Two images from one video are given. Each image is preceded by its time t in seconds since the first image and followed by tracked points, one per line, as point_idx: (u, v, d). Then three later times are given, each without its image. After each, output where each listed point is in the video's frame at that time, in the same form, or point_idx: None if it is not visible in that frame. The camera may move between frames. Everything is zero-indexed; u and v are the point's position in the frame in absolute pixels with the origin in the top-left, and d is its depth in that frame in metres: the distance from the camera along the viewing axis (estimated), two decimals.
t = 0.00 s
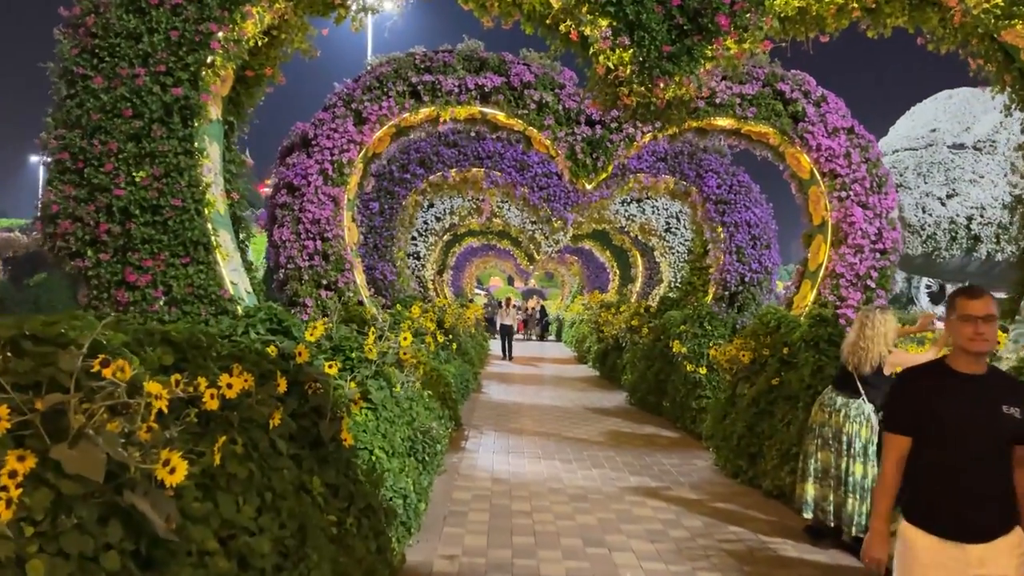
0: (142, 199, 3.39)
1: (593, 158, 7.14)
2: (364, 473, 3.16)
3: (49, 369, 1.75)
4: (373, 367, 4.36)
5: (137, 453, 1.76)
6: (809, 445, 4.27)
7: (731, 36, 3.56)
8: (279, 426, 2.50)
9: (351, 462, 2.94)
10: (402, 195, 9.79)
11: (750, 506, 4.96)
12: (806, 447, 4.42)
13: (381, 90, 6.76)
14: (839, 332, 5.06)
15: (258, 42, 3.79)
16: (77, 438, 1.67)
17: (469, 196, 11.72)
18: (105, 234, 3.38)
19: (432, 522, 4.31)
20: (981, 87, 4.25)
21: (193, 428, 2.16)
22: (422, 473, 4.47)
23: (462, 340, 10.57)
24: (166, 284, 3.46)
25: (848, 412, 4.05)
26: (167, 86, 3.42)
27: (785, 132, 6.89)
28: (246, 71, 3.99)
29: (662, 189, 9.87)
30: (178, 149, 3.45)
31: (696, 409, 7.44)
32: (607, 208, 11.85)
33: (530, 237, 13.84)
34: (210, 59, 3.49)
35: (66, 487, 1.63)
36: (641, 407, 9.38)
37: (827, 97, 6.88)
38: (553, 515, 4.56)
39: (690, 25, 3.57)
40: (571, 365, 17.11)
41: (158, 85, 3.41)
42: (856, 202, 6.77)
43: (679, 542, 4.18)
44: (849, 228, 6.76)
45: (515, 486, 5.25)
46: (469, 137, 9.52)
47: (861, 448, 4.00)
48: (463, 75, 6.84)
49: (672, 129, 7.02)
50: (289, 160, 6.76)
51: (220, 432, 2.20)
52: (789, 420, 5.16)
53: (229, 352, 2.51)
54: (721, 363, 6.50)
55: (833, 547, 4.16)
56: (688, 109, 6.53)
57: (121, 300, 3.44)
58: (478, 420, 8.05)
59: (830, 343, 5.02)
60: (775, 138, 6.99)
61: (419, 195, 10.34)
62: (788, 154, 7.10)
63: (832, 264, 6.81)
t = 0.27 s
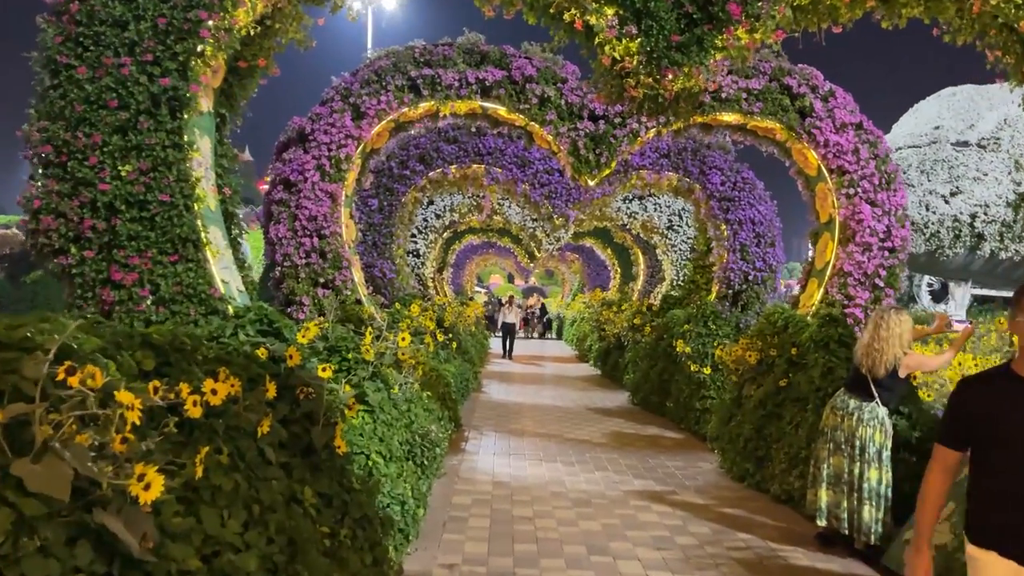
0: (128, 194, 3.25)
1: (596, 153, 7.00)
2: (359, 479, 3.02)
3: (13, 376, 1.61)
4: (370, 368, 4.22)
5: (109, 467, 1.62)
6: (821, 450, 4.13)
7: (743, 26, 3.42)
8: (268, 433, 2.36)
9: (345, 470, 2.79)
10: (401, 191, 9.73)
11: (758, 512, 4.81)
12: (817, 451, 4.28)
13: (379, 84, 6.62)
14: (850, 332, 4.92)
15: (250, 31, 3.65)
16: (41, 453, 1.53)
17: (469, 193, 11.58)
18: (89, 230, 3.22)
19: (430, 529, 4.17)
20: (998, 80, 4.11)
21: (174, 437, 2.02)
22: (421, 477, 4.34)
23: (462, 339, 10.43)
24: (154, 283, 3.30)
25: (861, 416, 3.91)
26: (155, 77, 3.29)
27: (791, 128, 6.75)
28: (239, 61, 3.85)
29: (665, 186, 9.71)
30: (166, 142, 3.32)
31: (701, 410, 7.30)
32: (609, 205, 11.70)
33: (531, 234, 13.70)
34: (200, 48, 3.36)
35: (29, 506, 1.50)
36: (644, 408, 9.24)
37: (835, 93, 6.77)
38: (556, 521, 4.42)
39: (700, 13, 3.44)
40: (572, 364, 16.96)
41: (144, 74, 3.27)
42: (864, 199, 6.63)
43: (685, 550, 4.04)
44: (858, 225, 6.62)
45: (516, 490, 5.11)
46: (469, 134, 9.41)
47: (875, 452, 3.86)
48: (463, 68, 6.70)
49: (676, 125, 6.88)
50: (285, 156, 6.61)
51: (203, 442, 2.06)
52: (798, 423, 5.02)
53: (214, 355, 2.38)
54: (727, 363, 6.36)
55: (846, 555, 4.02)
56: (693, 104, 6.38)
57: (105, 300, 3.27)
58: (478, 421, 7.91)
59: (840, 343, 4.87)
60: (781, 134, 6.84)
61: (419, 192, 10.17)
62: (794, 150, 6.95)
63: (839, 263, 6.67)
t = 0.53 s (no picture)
0: (112, 182, 3.10)
1: (598, 145, 6.86)
2: (353, 479, 2.90)
3: None
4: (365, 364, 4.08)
5: (75, 470, 1.50)
6: (831, 447, 4.00)
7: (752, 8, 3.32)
8: (254, 432, 2.24)
9: (338, 470, 2.67)
10: (400, 184, 9.54)
11: (765, 511, 4.69)
12: (826, 449, 4.15)
13: (376, 74, 6.48)
14: (859, 327, 4.79)
15: (240, 14, 3.51)
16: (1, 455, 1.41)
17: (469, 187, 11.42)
18: (72, 220, 3.08)
19: (428, 529, 4.04)
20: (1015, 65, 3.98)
21: (151, 437, 1.89)
22: (419, 476, 4.21)
23: (461, 334, 10.29)
24: (139, 275, 3.18)
25: (874, 413, 3.78)
26: (140, 60, 3.15)
27: (797, 118, 6.61)
28: (228, 46, 3.70)
29: (667, 179, 9.57)
30: (152, 128, 3.19)
31: (704, 406, 7.17)
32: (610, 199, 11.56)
33: (531, 229, 13.56)
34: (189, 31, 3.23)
35: None
36: (645, 404, 9.12)
37: (842, 83, 6.61)
38: (558, 521, 4.30)
39: None
40: (572, 360, 16.83)
41: (130, 57, 3.13)
42: (872, 191, 6.50)
43: (691, 551, 3.91)
44: (865, 218, 6.48)
45: (517, 489, 4.99)
46: (469, 126, 9.44)
47: (888, 451, 3.73)
48: (462, 58, 6.56)
49: (680, 115, 6.74)
50: (280, 148, 6.46)
51: (184, 441, 1.94)
52: (806, 420, 4.90)
53: (198, 350, 2.25)
54: (731, 359, 6.23)
55: (857, 556, 3.90)
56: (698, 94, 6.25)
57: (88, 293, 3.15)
58: (477, 417, 7.78)
59: (849, 338, 4.74)
60: (786, 125, 6.70)
61: (418, 186, 10.00)
62: (800, 142, 6.81)
63: (846, 257, 6.54)
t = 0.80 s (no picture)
0: (91, 173, 2.95)
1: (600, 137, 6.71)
2: (344, 485, 2.76)
3: None
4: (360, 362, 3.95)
5: (24, 485, 1.36)
6: (844, 449, 3.86)
7: None
8: (234, 437, 2.09)
9: (327, 476, 2.52)
10: (398, 178, 9.39)
11: (773, 513, 4.55)
12: (838, 450, 4.00)
13: (374, 65, 6.34)
14: (870, 323, 4.65)
15: None
16: None
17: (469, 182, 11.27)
18: (48, 212, 2.93)
19: (426, 533, 3.91)
20: None
21: (119, 445, 1.75)
22: (416, 479, 4.06)
23: (461, 331, 10.15)
24: (120, 270, 3.01)
25: (888, 413, 3.64)
26: (121, 45, 3.00)
27: (805, 110, 6.45)
28: (216, 32, 3.55)
29: (671, 173, 9.41)
30: (133, 116, 3.04)
31: (709, 405, 7.04)
32: (612, 194, 11.41)
33: (532, 224, 13.42)
34: (173, 15, 3.09)
35: None
36: (649, 402, 8.98)
37: (851, 72, 6.47)
38: (560, 524, 4.16)
39: None
40: (573, 356, 16.68)
41: (110, 42, 2.98)
42: (881, 184, 6.34)
43: (698, 556, 3.77)
44: (874, 212, 6.33)
45: (517, 490, 4.84)
46: (469, 119, 9.39)
47: (904, 453, 3.59)
48: (461, 48, 6.41)
49: (684, 107, 6.58)
50: (275, 140, 6.31)
51: (154, 449, 1.80)
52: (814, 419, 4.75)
53: (173, 350, 2.10)
54: (737, 356, 6.08)
55: (870, 561, 3.75)
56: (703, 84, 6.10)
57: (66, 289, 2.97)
58: (477, 415, 7.64)
59: (861, 335, 4.59)
60: (793, 116, 6.55)
61: (417, 180, 9.84)
62: (807, 134, 6.66)
63: (855, 251, 6.39)
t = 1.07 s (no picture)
0: (70, 167, 2.81)
1: (604, 132, 6.57)
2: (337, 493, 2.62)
3: None
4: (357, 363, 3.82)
5: None
6: (858, 452, 3.72)
7: None
8: (215, 447, 1.96)
9: (317, 486, 2.39)
10: (399, 174, 9.27)
11: (783, 518, 4.41)
12: (852, 454, 3.86)
13: (372, 58, 6.19)
14: (883, 322, 4.50)
15: None
16: None
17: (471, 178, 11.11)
18: (26, 208, 2.79)
19: (425, 540, 3.78)
20: None
21: (85, 458, 1.62)
22: (414, 484, 3.93)
23: (463, 329, 10.02)
24: (103, 269, 2.87)
25: (905, 415, 3.50)
26: (102, 32, 2.87)
27: (813, 102, 6.30)
28: (204, 20, 3.40)
29: (676, 169, 9.25)
30: (115, 108, 2.90)
31: (716, 404, 6.90)
32: (616, 190, 11.25)
33: (535, 221, 13.26)
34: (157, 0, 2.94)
35: None
36: (654, 401, 8.84)
37: (861, 64, 6.30)
38: (564, 530, 4.02)
39: None
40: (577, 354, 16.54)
41: (90, 30, 2.84)
42: (892, 178, 6.18)
43: (707, 564, 3.63)
44: (885, 207, 6.17)
45: (520, 494, 4.71)
46: (471, 115, 9.16)
47: (922, 457, 3.45)
48: (462, 40, 6.25)
49: (690, 100, 6.42)
50: (272, 135, 6.17)
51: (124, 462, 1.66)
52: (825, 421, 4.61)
53: (150, 354, 1.97)
54: (745, 356, 5.94)
55: (885, 569, 3.61)
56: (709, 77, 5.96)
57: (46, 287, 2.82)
58: (479, 415, 7.51)
59: (873, 334, 4.45)
60: (801, 109, 6.39)
61: (418, 176, 9.69)
62: (816, 127, 6.50)
63: (865, 248, 6.23)
